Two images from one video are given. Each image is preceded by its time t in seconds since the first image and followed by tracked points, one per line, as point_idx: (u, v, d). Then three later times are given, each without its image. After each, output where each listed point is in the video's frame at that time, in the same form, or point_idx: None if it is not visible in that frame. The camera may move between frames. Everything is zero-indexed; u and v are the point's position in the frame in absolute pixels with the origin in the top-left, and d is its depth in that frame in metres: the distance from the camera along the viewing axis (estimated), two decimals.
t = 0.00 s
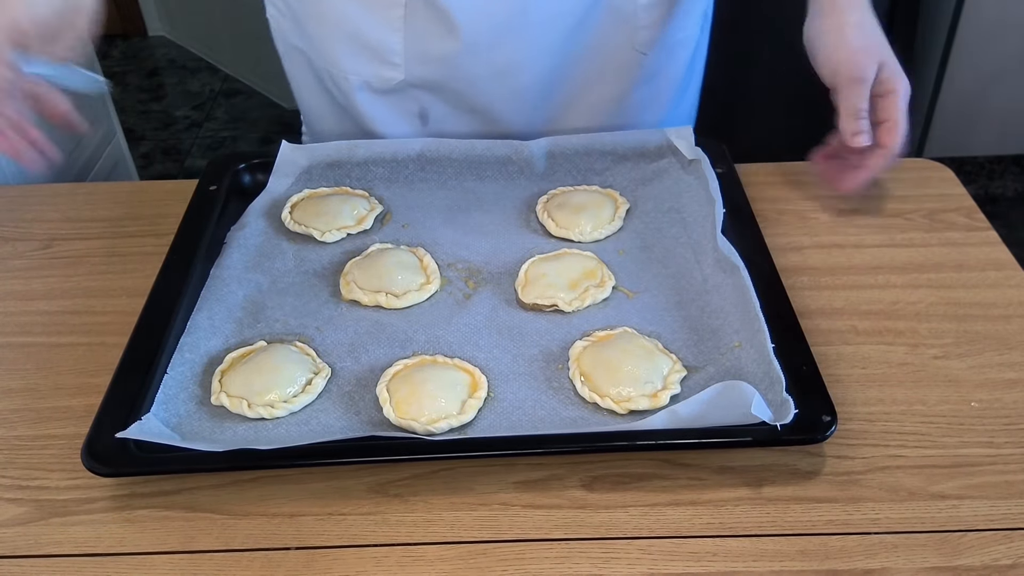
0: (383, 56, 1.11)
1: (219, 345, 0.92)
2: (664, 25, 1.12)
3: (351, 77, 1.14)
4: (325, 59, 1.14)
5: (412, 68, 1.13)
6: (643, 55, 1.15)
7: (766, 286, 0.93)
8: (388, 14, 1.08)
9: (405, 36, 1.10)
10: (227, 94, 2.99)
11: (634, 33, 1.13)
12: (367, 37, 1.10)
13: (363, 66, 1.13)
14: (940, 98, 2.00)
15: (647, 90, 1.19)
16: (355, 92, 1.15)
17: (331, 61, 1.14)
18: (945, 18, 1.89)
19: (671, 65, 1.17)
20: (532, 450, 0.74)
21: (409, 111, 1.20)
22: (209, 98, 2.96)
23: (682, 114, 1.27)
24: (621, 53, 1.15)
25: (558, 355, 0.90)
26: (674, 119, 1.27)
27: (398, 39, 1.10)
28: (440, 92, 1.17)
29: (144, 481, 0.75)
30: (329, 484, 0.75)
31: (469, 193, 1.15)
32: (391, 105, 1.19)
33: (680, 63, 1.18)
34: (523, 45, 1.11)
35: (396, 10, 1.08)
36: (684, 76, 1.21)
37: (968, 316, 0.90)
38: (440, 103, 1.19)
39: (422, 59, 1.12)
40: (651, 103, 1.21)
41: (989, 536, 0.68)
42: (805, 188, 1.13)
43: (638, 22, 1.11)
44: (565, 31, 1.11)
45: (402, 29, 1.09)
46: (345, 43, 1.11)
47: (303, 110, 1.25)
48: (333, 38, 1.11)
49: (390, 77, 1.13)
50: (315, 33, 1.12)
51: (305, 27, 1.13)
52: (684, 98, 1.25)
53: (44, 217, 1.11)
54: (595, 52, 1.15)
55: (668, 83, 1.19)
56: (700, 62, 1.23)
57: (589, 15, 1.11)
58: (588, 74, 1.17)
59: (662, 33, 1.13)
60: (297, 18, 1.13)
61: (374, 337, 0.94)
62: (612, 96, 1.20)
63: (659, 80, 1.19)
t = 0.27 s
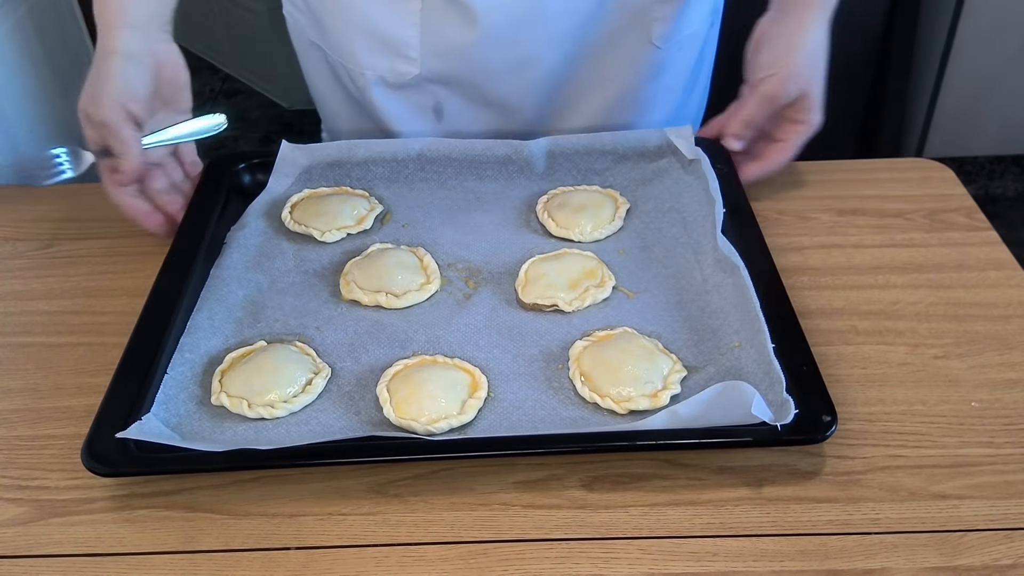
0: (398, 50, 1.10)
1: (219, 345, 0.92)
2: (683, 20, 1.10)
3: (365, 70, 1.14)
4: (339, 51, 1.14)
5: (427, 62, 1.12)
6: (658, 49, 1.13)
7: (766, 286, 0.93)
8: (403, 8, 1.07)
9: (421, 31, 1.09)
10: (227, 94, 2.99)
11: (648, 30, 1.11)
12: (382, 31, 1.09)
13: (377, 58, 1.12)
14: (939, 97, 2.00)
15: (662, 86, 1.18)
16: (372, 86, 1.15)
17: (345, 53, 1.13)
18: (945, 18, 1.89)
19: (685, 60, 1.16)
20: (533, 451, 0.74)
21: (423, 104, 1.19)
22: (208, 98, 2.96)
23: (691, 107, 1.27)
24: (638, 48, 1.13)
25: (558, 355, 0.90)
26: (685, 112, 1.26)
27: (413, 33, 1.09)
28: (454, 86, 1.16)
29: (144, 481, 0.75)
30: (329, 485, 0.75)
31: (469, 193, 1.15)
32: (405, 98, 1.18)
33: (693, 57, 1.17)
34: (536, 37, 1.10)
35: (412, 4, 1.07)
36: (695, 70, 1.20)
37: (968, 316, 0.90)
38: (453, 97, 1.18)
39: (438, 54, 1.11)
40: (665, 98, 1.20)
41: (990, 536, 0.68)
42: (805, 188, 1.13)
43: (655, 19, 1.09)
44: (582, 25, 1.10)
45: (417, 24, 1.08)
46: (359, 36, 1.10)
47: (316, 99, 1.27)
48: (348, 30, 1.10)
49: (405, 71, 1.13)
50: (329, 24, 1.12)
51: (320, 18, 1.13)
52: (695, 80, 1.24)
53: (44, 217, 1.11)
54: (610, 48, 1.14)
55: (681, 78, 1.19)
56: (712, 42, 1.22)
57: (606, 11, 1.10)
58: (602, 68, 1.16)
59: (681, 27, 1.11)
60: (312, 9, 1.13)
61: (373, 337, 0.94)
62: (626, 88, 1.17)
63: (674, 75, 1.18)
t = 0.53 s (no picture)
0: (400, 47, 1.10)
1: (215, 337, 0.92)
2: (683, 18, 1.10)
3: (367, 67, 1.13)
4: (341, 48, 1.13)
5: (429, 58, 1.12)
6: (660, 47, 1.13)
7: (768, 280, 0.92)
8: (404, 7, 1.07)
9: (422, 28, 1.08)
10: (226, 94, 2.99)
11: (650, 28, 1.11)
12: (383, 29, 1.09)
13: (380, 56, 1.12)
14: (939, 97, 1.99)
15: (663, 82, 1.18)
16: (372, 83, 1.15)
17: (347, 50, 1.13)
18: (946, 18, 1.88)
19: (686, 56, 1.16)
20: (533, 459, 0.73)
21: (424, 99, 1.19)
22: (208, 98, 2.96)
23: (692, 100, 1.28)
24: (639, 46, 1.13)
25: (558, 352, 0.90)
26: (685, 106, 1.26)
27: (415, 31, 1.09)
28: (456, 81, 1.16)
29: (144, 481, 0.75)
30: (328, 485, 0.75)
31: (469, 163, 1.14)
32: (407, 93, 1.18)
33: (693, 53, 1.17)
34: (538, 33, 1.09)
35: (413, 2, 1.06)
36: (696, 66, 1.20)
37: (968, 316, 0.90)
38: (455, 91, 1.18)
39: (439, 51, 1.11)
40: (666, 94, 1.20)
41: (990, 536, 0.68)
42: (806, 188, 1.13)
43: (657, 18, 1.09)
44: (583, 22, 1.10)
45: (418, 21, 1.08)
46: (360, 34, 1.10)
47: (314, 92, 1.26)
48: (349, 29, 1.10)
49: (407, 67, 1.13)
50: (330, 23, 1.11)
51: (321, 16, 1.12)
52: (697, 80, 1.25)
53: (44, 217, 1.11)
54: (610, 45, 1.14)
55: (683, 73, 1.19)
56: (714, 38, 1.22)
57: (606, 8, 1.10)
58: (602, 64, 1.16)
59: (682, 25, 1.11)
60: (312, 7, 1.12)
61: (371, 330, 0.94)
62: (627, 88, 1.18)
63: (675, 70, 1.18)
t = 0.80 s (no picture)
0: (401, 48, 1.10)
1: (216, 340, 0.92)
2: (683, 18, 1.10)
3: (368, 69, 1.13)
4: (341, 50, 1.13)
5: (429, 59, 1.12)
6: (661, 47, 1.13)
7: (768, 283, 0.93)
8: (405, 7, 1.07)
9: (423, 29, 1.09)
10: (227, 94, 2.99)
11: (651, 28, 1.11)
12: (384, 30, 1.09)
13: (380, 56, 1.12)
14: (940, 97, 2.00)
15: (664, 83, 1.18)
16: (373, 85, 1.15)
17: (348, 52, 1.13)
18: (945, 19, 1.88)
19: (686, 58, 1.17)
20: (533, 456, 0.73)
21: (425, 102, 1.19)
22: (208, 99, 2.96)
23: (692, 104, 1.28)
24: (639, 46, 1.13)
25: (558, 355, 0.90)
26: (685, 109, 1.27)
27: (416, 31, 1.09)
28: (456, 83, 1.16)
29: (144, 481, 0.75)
30: (328, 485, 0.75)
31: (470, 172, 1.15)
32: (407, 96, 1.18)
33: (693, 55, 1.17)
34: (538, 33, 1.09)
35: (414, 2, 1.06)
36: (696, 68, 1.20)
37: (968, 316, 0.90)
38: (456, 94, 1.18)
39: (440, 52, 1.11)
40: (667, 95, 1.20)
41: (990, 536, 0.68)
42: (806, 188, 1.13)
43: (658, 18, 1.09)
44: (584, 22, 1.10)
45: (419, 22, 1.08)
46: (361, 35, 1.10)
47: (311, 91, 1.26)
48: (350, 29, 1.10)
49: (407, 68, 1.13)
50: (331, 24, 1.11)
51: (322, 18, 1.12)
52: (696, 82, 1.25)
53: (44, 217, 1.11)
54: (611, 46, 1.14)
55: (683, 75, 1.19)
56: (714, 41, 1.22)
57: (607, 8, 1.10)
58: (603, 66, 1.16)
59: (682, 25, 1.11)
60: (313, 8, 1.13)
61: (371, 333, 0.94)
62: (628, 90, 1.18)
63: (675, 72, 1.18)
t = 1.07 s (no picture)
0: (403, 49, 1.10)
1: (219, 341, 0.92)
2: (682, 19, 1.11)
3: (370, 71, 1.13)
4: (343, 52, 1.13)
5: (431, 60, 1.11)
6: (660, 48, 1.13)
7: (766, 292, 0.93)
8: (407, 8, 1.07)
9: (424, 30, 1.09)
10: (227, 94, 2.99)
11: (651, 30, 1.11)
12: (386, 31, 1.09)
13: (382, 58, 1.12)
14: (939, 98, 2.00)
15: (664, 86, 1.18)
16: (374, 87, 1.15)
17: (350, 54, 1.13)
18: (945, 20, 1.89)
19: (685, 60, 1.17)
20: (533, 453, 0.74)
21: (427, 106, 1.19)
22: (209, 99, 2.96)
23: (690, 107, 1.28)
24: (639, 48, 1.13)
25: (557, 360, 0.90)
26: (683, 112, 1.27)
27: (418, 32, 1.09)
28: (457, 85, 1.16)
29: (144, 481, 0.75)
30: (328, 485, 0.75)
31: (474, 192, 1.15)
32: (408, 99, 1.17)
33: (691, 57, 1.18)
34: (540, 34, 1.09)
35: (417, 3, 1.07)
36: (693, 70, 1.21)
37: (968, 316, 0.90)
38: (458, 97, 1.18)
39: (441, 53, 1.11)
40: (667, 98, 1.20)
41: (990, 536, 0.68)
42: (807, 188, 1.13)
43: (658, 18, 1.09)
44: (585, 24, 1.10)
45: (421, 22, 1.08)
46: (364, 36, 1.10)
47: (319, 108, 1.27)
48: (353, 30, 1.10)
49: (409, 70, 1.12)
50: (333, 25, 1.11)
51: (324, 21, 1.12)
52: (693, 85, 1.25)
53: (45, 217, 1.11)
54: (612, 48, 1.14)
55: (682, 77, 1.19)
56: (711, 44, 1.23)
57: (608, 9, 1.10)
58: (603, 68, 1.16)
59: (681, 27, 1.12)
60: (315, 10, 1.13)
61: (371, 339, 0.94)
62: (629, 92, 1.17)
63: (674, 74, 1.18)
